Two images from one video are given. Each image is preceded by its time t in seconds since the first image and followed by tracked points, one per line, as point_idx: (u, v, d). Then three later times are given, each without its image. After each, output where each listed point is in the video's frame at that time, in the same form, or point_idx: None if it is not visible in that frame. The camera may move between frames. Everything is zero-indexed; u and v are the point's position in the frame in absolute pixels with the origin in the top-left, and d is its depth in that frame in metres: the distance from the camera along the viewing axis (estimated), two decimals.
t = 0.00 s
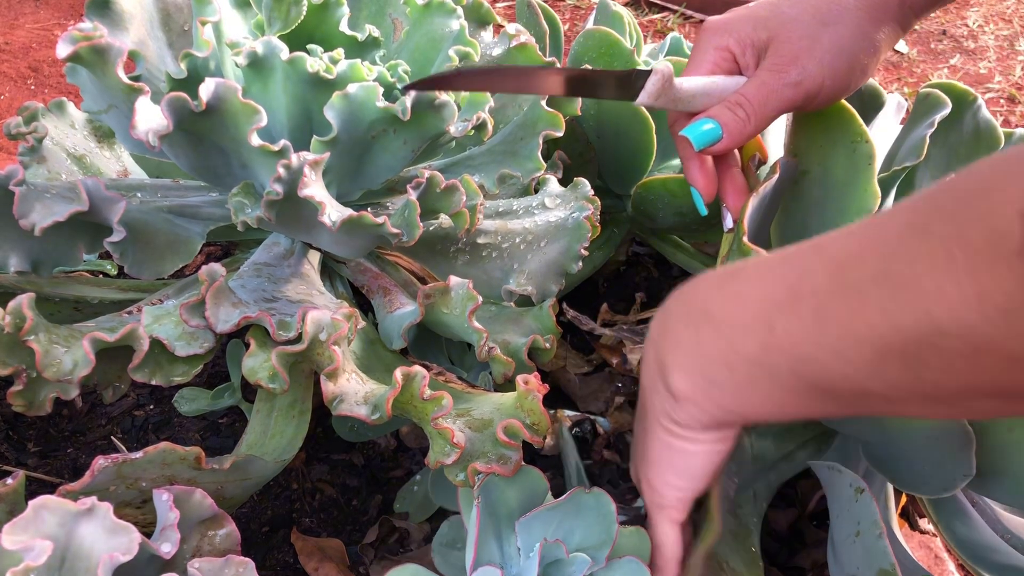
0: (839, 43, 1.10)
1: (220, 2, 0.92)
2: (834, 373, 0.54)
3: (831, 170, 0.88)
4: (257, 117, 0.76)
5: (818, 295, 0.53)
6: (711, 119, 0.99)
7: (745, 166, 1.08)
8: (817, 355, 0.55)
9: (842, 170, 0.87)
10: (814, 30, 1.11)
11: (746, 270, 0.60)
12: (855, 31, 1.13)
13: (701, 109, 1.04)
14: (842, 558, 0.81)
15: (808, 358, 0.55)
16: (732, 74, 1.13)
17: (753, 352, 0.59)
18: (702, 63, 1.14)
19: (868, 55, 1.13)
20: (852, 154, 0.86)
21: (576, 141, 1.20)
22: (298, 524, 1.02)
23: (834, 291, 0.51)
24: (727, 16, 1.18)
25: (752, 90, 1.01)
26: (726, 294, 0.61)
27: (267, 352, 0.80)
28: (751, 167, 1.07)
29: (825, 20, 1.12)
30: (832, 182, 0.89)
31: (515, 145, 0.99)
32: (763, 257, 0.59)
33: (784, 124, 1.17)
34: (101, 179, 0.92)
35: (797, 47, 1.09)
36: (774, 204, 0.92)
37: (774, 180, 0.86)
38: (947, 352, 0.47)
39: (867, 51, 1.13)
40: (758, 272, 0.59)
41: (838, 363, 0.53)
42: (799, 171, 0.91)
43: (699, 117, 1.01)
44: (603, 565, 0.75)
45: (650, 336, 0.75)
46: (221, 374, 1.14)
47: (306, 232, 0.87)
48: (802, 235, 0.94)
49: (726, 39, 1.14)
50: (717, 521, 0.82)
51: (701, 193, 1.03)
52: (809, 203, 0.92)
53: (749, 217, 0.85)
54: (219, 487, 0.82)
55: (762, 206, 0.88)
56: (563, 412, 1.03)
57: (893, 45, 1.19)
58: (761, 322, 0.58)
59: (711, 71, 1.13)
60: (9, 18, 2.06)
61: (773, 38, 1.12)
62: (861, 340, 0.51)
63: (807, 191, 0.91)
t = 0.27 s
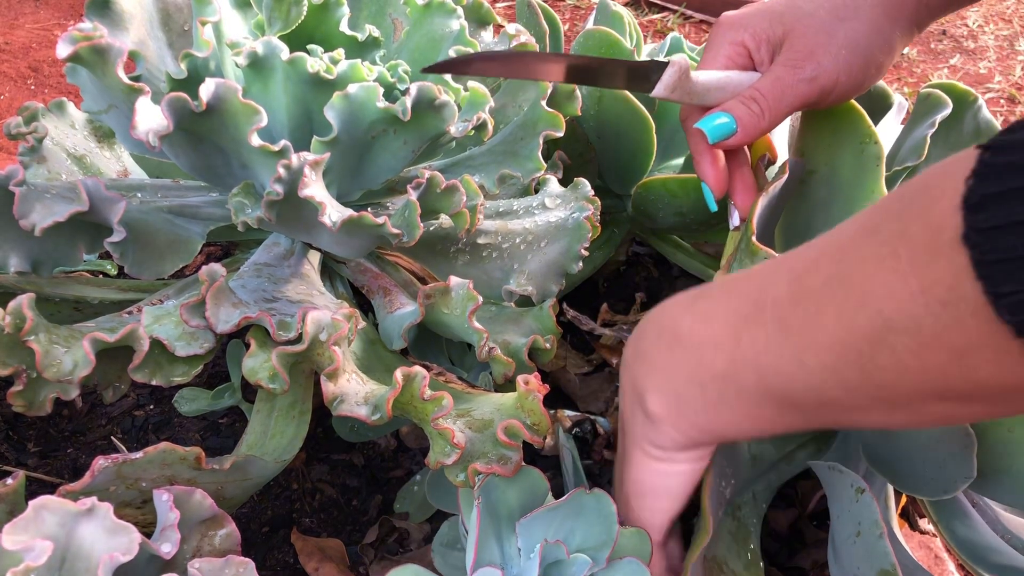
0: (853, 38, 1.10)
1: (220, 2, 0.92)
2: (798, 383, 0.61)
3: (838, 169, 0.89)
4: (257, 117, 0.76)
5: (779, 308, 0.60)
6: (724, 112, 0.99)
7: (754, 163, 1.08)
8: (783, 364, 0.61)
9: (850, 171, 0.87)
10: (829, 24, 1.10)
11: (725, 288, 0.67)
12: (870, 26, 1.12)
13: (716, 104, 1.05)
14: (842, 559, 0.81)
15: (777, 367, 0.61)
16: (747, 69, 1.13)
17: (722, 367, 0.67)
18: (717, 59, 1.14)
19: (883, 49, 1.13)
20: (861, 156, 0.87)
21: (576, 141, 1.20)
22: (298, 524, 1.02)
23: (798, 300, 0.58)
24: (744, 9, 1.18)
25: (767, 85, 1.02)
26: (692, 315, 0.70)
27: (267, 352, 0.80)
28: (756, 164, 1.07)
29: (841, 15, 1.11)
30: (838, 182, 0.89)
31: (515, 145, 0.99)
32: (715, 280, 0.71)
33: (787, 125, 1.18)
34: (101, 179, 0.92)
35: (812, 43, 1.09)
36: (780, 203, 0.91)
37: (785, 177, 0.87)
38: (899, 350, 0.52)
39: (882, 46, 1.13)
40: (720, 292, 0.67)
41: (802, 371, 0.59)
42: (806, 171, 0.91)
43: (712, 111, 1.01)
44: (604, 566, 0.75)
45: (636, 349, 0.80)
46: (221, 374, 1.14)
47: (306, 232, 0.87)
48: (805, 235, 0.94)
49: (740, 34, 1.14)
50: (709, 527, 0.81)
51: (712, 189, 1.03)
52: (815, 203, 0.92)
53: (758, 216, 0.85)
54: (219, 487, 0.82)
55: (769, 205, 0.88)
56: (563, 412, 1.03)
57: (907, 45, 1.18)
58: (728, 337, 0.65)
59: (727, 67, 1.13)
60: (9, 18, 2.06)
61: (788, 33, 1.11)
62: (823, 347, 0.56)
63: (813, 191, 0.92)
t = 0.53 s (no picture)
0: (855, 38, 1.10)
1: (220, 2, 0.92)
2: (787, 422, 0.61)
3: (838, 169, 0.89)
4: (257, 118, 0.76)
5: (763, 351, 0.61)
6: (727, 111, 0.99)
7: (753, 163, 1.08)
8: (773, 406, 0.61)
9: (850, 171, 0.87)
10: (832, 23, 1.11)
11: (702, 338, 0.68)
12: (872, 26, 1.13)
13: (717, 104, 1.05)
14: (842, 558, 0.81)
15: (769, 409, 0.62)
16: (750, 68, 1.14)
17: (713, 412, 0.67)
18: (719, 57, 1.15)
19: (884, 50, 1.14)
20: (862, 156, 0.86)
21: (576, 141, 1.20)
22: (298, 524, 1.02)
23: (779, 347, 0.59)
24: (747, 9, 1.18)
25: (770, 83, 1.02)
26: (677, 363, 0.71)
27: (267, 352, 0.80)
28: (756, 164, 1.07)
29: (843, 14, 1.12)
30: (839, 182, 0.89)
31: (515, 145, 0.99)
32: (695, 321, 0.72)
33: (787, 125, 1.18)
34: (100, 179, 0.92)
35: (816, 41, 1.09)
36: (779, 202, 0.92)
37: (785, 177, 0.87)
38: (883, 385, 0.52)
39: (883, 46, 1.13)
40: (704, 339, 0.68)
41: (790, 411, 0.60)
42: (806, 170, 0.91)
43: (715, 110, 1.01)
44: (604, 566, 0.75)
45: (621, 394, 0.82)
46: (221, 374, 1.14)
47: (306, 232, 0.87)
48: (805, 234, 0.94)
49: (743, 33, 1.14)
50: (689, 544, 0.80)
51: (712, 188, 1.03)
52: (814, 203, 0.92)
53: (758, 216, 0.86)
54: (220, 487, 0.81)
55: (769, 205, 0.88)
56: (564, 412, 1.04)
57: (909, 45, 1.18)
58: (716, 382, 0.66)
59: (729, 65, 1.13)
60: (9, 18, 2.06)
61: (791, 32, 1.11)
62: (808, 384, 0.57)
63: (813, 191, 0.92)
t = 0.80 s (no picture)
0: (853, 34, 1.10)
1: (220, 2, 0.92)
2: (822, 421, 0.64)
3: (839, 166, 0.89)
4: (257, 118, 0.76)
5: (791, 353, 0.63)
6: (727, 109, 0.99)
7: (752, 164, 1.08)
8: (806, 407, 0.64)
9: (851, 170, 0.88)
10: (829, 20, 1.11)
11: (729, 335, 0.71)
12: (870, 22, 1.13)
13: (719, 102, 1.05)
14: (843, 558, 0.81)
15: (802, 407, 0.64)
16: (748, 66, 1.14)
17: (745, 410, 0.70)
18: (718, 56, 1.15)
19: (883, 46, 1.14)
20: (862, 153, 0.86)
21: (576, 142, 1.20)
22: (298, 524, 1.02)
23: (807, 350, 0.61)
24: (745, 8, 1.18)
25: (770, 82, 1.02)
26: (706, 362, 0.73)
27: (268, 352, 0.80)
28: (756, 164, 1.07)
29: (841, 10, 1.12)
30: (839, 181, 0.89)
31: (515, 146, 0.99)
32: (719, 322, 0.75)
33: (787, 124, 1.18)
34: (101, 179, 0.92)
35: (814, 38, 1.09)
36: (780, 201, 0.92)
37: (784, 177, 0.86)
38: (915, 385, 0.54)
39: (882, 42, 1.13)
40: (731, 338, 0.71)
41: (824, 410, 0.62)
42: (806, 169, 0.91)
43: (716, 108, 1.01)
44: (604, 565, 0.75)
45: (641, 393, 0.84)
46: (221, 374, 1.14)
47: (306, 232, 0.87)
48: (805, 233, 0.94)
49: (741, 32, 1.14)
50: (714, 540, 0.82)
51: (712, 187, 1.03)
52: (815, 200, 0.92)
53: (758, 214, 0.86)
54: (220, 487, 0.82)
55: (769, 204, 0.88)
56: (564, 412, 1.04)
57: (907, 42, 1.18)
58: (748, 381, 0.69)
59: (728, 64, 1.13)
60: (9, 18, 2.06)
61: (789, 30, 1.11)
62: (840, 384, 0.60)
63: (814, 188, 0.92)
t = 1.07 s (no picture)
0: (849, 34, 1.10)
1: (220, 2, 0.92)
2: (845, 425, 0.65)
3: (837, 167, 0.89)
4: (258, 118, 0.76)
5: (816, 361, 0.63)
6: (724, 110, 0.99)
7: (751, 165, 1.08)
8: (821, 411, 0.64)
9: (850, 170, 0.87)
10: (825, 20, 1.11)
11: (752, 334, 0.70)
12: (866, 21, 1.13)
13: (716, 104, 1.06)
14: (843, 558, 0.81)
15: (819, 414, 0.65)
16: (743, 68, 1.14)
17: (768, 414, 0.70)
18: (713, 58, 1.15)
19: (879, 46, 1.13)
20: (860, 153, 0.86)
21: (576, 142, 1.20)
22: (298, 524, 1.02)
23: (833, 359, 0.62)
24: (741, 9, 1.18)
25: (766, 82, 1.02)
26: (727, 365, 0.72)
27: (268, 352, 0.80)
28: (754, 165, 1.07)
29: (836, 10, 1.12)
30: (838, 180, 0.89)
31: (515, 146, 0.99)
32: (735, 321, 0.73)
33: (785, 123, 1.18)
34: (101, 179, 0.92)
35: (808, 38, 1.09)
36: (779, 200, 0.91)
37: (781, 176, 0.86)
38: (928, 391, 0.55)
39: (878, 42, 1.13)
40: (753, 338, 0.70)
41: (850, 416, 0.63)
42: (804, 169, 0.91)
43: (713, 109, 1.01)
44: (604, 567, 0.75)
45: (652, 393, 0.83)
46: (221, 374, 1.14)
47: (306, 233, 0.87)
48: (804, 233, 0.94)
49: (737, 33, 1.14)
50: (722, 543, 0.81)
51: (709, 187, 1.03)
52: (814, 200, 0.92)
53: (755, 215, 0.86)
54: (220, 487, 0.82)
55: (767, 204, 0.88)
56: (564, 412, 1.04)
57: (903, 41, 1.18)
58: (771, 383, 0.68)
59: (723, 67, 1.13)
60: (9, 18, 2.06)
61: (785, 31, 1.11)
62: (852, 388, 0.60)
63: (812, 189, 0.92)
